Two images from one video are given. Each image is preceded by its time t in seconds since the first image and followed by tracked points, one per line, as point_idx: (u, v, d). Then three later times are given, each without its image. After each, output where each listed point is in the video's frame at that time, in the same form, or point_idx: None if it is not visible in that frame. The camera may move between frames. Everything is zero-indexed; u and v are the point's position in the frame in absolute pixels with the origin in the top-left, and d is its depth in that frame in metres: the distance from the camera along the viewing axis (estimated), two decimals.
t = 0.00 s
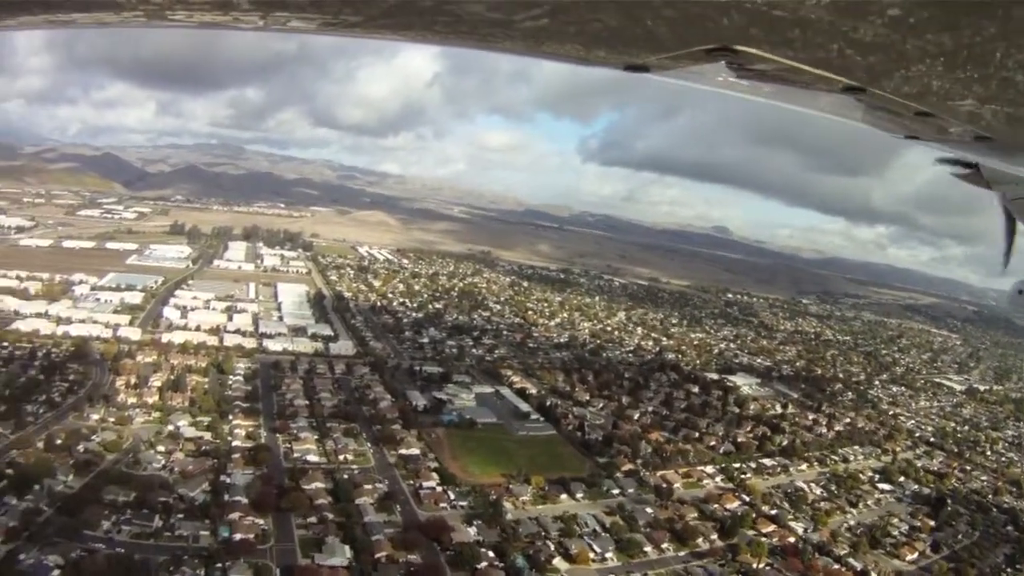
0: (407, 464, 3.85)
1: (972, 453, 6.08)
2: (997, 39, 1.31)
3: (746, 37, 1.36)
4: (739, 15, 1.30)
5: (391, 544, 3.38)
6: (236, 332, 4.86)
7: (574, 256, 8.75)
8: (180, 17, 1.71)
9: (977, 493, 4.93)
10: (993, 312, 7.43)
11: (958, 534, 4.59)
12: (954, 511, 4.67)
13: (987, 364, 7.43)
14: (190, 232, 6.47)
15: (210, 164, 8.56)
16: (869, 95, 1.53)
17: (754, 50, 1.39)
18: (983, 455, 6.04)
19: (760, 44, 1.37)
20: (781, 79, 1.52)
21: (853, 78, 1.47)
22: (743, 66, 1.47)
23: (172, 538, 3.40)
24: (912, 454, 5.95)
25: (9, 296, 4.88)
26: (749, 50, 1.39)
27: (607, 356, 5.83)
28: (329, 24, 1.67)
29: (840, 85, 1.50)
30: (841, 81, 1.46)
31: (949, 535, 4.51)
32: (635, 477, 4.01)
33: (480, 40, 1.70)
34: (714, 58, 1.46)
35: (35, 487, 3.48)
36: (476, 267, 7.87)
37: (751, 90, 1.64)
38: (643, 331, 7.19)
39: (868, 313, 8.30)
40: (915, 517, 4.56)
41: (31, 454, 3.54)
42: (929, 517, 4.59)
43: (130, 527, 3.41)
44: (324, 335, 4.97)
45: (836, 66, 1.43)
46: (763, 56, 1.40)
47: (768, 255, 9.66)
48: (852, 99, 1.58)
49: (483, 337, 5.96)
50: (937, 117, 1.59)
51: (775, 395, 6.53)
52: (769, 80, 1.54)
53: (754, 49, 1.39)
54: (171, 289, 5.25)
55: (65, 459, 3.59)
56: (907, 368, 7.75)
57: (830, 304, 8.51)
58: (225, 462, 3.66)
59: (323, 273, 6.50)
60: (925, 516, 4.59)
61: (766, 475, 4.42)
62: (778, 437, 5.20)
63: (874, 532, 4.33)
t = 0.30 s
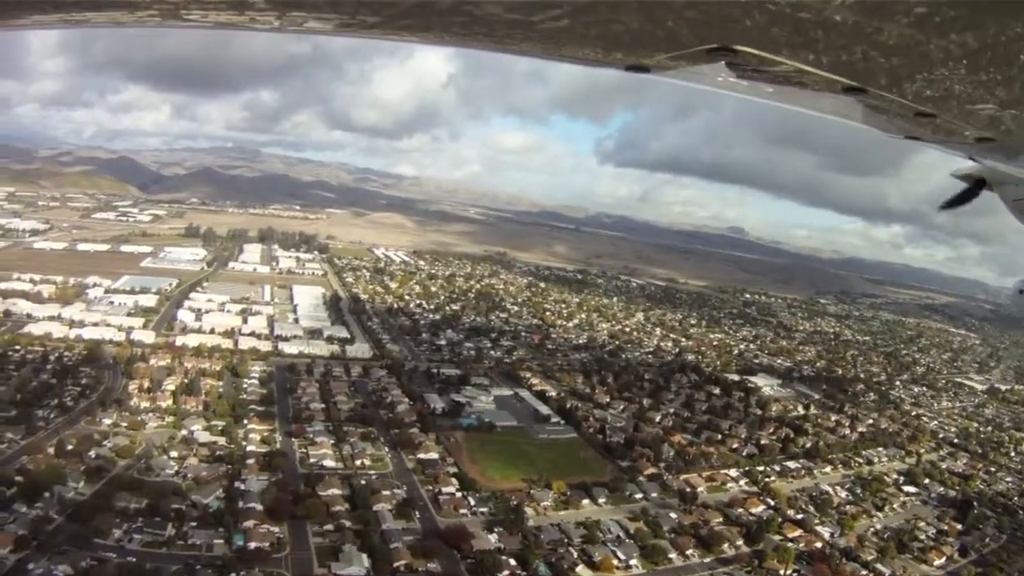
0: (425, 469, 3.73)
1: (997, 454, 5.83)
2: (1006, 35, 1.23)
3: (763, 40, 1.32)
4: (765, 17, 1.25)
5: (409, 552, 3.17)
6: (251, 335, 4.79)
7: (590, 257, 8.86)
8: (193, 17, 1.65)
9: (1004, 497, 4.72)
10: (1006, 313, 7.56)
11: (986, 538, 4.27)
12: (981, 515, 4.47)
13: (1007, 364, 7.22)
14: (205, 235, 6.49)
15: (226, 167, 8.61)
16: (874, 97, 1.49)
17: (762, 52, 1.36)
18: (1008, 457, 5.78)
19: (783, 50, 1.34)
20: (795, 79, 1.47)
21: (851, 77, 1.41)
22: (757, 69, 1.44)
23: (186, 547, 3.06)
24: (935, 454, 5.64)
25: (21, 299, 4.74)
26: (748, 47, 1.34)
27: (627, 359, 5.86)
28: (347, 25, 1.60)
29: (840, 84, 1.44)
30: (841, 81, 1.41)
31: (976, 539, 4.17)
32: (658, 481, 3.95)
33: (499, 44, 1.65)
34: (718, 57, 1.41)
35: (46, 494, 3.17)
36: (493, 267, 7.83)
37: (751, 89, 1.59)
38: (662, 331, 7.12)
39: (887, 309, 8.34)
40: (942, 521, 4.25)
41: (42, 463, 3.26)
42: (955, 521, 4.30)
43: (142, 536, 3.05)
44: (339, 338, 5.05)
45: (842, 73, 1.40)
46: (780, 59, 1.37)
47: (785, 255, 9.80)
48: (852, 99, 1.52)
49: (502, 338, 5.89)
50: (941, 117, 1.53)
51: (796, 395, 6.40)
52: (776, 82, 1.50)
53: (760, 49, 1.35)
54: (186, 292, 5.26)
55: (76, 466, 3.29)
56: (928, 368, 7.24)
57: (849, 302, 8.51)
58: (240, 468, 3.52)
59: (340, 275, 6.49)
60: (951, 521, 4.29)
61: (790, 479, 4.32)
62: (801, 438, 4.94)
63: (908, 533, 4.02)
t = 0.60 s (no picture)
0: (440, 475, 3.68)
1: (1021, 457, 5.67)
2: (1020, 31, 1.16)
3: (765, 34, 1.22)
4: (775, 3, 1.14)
5: (425, 563, 3.10)
6: (262, 337, 4.77)
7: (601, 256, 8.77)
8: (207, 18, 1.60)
9: None
10: None
11: (1011, 543, 4.06)
12: (1006, 519, 4.29)
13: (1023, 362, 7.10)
14: (215, 235, 6.42)
15: (237, 168, 8.61)
16: (874, 97, 1.39)
17: (763, 52, 1.27)
18: None
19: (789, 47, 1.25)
20: (795, 80, 1.37)
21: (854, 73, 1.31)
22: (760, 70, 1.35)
23: (194, 558, 3.01)
24: (955, 456, 5.47)
25: (29, 302, 4.70)
26: (747, 47, 1.26)
27: (642, 359, 5.77)
28: (358, 24, 1.54)
29: (840, 83, 1.34)
30: (844, 80, 1.31)
31: (999, 544, 3.99)
32: (676, 486, 3.88)
33: (512, 44, 1.58)
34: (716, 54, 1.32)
35: (51, 504, 3.13)
36: (505, 267, 7.77)
37: (750, 90, 1.48)
38: (677, 331, 7.03)
39: (901, 308, 7.88)
40: (966, 525, 4.06)
41: (47, 470, 3.25)
42: (979, 525, 4.12)
43: (150, 547, 3.03)
44: (350, 339, 5.00)
45: (844, 72, 1.30)
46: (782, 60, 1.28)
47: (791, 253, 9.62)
48: (851, 99, 1.42)
49: (514, 339, 5.83)
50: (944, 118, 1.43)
51: (814, 396, 6.28)
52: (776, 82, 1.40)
53: (762, 49, 1.26)
54: (195, 294, 5.23)
55: (83, 473, 3.26)
56: (943, 367, 7.22)
57: (863, 300, 8.12)
58: (250, 475, 3.45)
59: (351, 275, 6.45)
60: (974, 524, 4.11)
61: (811, 482, 4.22)
62: (820, 440, 4.81)
63: (935, 536, 3.89)
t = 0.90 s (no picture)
0: (452, 479, 3.61)
1: None
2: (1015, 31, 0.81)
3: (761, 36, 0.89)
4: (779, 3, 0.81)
5: (437, 570, 2.97)
6: (268, 340, 4.76)
7: (609, 256, 8.71)
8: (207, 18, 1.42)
9: None
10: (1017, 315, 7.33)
11: None
12: None
13: None
14: (222, 238, 6.50)
15: (244, 171, 8.61)
16: (880, 98, 1.05)
17: (772, 58, 0.94)
18: None
19: (789, 55, 0.93)
20: (801, 84, 1.04)
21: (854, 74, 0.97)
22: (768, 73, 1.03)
23: (198, 567, 2.78)
24: (971, 455, 5.35)
25: (33, 304, 4.55)
26: (753, 51, 0.94)
27: (653, 360, 5.72)
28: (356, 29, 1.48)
29: (837, 84, 1.02)
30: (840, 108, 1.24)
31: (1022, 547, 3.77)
32: (691, 490, 3.81)
33: (521, 48, 1.38)
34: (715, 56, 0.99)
35: (52, 511, 2.88)
36: (513, 267, 7.73)
37: (750, 92, 1.13)
38: (688, 331, 6.97)
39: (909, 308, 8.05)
40: (985, 527, 3.87)
41: (48, 476, 3.05)
42: (999, 526, 3.92)
43: (153, 556, 2.77)
44: (358, 342, 4.97)
45: (849, 70, 0.95)
46: (793, 63, 0.95)
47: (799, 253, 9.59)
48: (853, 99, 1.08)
49: (524, 341, 5.78)
50: (949, 118, 1.09)
51: (827, 396, 6.19)
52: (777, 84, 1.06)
53: (770, 54, 0.94)
54: (202, 296, 5.26)
55: (85, 479, 3.08)
56: (956, 366, 6.80)
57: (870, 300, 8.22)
58: (257, 481, 3.36)
59: (358, 277, 6.42)
60: (993, 525, 3.92)
61: (828, 485, 4.12)
62: (836, 442, 4.70)
63: (955, 539, 3.70)
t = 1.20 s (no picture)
0: (460, 490, 3.54)
1: None
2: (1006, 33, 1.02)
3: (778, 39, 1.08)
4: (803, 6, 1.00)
5: None
6: (273, 344, 4.67)
7: (615, 258, 8.63)
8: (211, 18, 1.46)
9: None
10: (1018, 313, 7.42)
11: None
12: None
13: None
14: (227, 240, 6.46)
15: (248, 172, 8.57)
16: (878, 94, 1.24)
17: (782, 60, 1.14)
18: None
19: (798, 55, 1.12)
20: (802, 86, 1.24)
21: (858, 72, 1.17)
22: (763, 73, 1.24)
23: None
24: (985, 461, 5.27)
25: (35, 307, 4.59)
26: (766, 54, 1.13)
27: (663, 364, 5.65)
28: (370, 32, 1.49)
29: (839, 83, 1.22)
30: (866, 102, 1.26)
31: None
32: (705, 500, 3.74)
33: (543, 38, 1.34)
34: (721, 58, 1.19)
35: (50, 523, 2.96)
36: (520, 269, 7.67)
37: (750, 91, 1.34)
38: (696, 335, 6.89)
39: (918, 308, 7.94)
40: (1004, 537, 3.79)
41: (48, 486, 3.10)
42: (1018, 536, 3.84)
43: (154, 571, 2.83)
44: (364, 345, 4.91)
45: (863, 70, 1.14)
46: (802, 63, 1.14)
47: (807, 254, 9.49)
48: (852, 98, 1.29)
49: (532, 345, 5.72)
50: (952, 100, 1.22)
51: (839, 401, 6.10)
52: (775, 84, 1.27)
53: (782, 58, 1.14)
54: (206, 298, 5.18)
55: (85, 490, 3.10)
56: (966, 369, 6.69)
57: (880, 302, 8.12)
58: (261, 491, 3.31)
59: (364, 279, 6.36)
60: (1012, 534, 3.84)
61: (844, 493, 4.05)
62: (851, 448, 4.61)
63: (973, 550, 3.61)
